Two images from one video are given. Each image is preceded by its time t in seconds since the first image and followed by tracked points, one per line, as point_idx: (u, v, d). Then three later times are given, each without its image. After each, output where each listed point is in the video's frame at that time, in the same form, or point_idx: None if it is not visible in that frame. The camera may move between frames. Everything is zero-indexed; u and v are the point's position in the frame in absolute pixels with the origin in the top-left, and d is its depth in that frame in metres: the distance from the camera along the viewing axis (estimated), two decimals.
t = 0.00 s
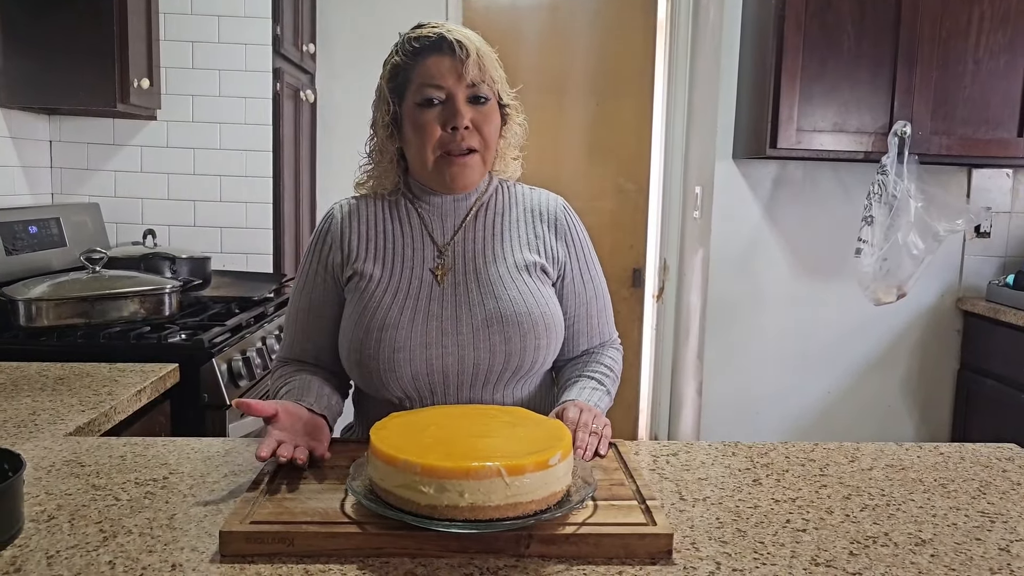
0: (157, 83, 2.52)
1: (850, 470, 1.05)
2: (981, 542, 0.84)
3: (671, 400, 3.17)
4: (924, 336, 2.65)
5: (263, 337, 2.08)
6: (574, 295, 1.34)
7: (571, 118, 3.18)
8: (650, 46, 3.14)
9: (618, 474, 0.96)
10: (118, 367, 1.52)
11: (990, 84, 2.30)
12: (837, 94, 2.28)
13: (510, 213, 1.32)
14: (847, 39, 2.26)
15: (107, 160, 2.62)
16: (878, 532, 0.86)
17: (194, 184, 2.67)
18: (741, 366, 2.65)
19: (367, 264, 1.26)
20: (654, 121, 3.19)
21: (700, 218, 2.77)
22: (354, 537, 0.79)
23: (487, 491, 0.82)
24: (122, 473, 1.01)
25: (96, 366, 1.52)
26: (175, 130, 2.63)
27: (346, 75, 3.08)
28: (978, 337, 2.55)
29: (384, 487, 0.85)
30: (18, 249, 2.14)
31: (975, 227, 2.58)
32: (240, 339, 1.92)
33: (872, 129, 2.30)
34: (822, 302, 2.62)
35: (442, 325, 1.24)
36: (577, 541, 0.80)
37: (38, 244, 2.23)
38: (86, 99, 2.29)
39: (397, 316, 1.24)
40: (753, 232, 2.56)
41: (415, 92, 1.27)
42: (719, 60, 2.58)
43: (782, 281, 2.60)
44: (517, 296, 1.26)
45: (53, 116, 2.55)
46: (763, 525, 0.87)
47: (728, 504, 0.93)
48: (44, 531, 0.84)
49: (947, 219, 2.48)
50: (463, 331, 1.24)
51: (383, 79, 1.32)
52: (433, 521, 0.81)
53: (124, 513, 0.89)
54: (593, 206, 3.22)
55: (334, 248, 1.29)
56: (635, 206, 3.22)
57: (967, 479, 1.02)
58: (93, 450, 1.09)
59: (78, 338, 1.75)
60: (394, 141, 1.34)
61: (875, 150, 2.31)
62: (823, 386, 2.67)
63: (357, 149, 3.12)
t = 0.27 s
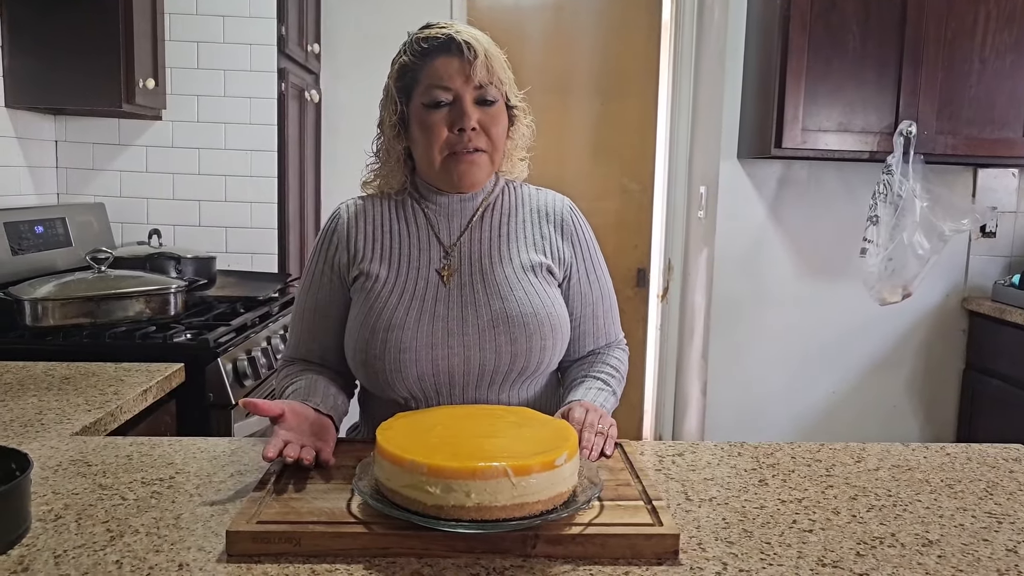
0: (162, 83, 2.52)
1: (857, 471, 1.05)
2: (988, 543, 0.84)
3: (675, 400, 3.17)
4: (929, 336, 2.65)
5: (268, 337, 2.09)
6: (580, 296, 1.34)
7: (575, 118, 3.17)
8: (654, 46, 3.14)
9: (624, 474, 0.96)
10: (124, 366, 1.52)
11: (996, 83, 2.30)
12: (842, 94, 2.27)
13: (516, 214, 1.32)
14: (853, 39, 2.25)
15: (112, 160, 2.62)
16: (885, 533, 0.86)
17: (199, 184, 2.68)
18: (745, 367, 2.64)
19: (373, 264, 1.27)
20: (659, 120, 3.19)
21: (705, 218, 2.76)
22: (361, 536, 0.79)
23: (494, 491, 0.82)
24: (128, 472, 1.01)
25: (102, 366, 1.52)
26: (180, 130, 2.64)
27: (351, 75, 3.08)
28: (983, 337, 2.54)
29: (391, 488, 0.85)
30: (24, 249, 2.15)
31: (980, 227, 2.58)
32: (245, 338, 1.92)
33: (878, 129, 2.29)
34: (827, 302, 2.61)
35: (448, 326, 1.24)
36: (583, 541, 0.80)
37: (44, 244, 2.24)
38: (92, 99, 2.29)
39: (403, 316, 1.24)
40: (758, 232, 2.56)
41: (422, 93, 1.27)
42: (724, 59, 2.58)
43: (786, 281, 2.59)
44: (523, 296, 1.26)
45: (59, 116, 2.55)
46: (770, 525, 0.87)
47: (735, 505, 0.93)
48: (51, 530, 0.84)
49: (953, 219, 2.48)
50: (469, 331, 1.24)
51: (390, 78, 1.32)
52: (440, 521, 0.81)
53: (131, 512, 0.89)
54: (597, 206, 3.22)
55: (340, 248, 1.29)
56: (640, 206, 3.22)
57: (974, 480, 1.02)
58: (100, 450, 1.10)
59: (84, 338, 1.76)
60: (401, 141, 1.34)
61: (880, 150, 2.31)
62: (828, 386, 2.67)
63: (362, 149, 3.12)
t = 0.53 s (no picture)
0: (165, 84, 2.52)
1: (860, 470, 1.05)
2: (991, 542, 0.84)
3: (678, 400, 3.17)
4: (933, 335, 2.64)
5: (271, 336, 2.09)
6: (582, 295, 1.34)
7: (578, 118, 3.17)
8: (657, 46, 3.14)
9: (627, 474, 0.96)
10: (128, 366, 1.53)
11: (1000, 82, 2.29)
12: (845, 93, 2.27)
13: (519, 213, 1.32)
14: (855, 38, 2.25)
15: (115, 160, 2.63)
16: (888, 532, 0.86)
17: (202, 184, 2.68)
18: (748, 366, 2.64)
19: (376, 264, 1.27)
20: (661, 120, 3.18)
21: (707, 217, 2.76)
22: (364, 536, 0.79)
23: (497, 490, 0.82)
24: (132, 472, 1.02)
25: (105, 366, 1.52)
26: (183, 130, 2.64)
27: (354, 75, 3.09)
28: (987, 337, 2.54)
29: (394, 487, 0.85)
30: (28, 249, 2.16)
31: (984, 226, 2.57)
32: (248, 338, 1.93)
33: (880, 128, 2.29)
34: (831, 301, 2.61)
35: (451, 325, 1.24)
36: (586, 540, 0.80)
37: (47, 244, 2.24)
38: (95, 100, 2.29)
39: (406, 316, 1.24)
40: (761, 232, 2.56)
41: (426, 92, 1.28)
42: (727, 58, 2.58)
43: (789, 280, 2.59)
44: (526, 296, 1.26)
45: (62, 117, 2.56)
46: (773, 524, 0.87)
47: (738, 504, 0.93)
48: (55, 530, 0.84)
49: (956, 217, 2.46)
50: (471, 330, 1.24)
51: (395, 78, 1.32)
52: (443, 521, 0.81)
53: (135, 512, 0.89)
54: (600, 205, 3.22)
55: (343, 248, 1.29)
56: (642, 205, 3.22)
57: (978, 479, 1.02)
58: (103, 450, 1.10)
59: (88, 338, 1.76)
60: (404, 141, 1.34)
61: (883, 149, 2.30)
62: (831, 386, 2.66)
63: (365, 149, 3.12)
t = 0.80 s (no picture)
0: (165, 83, 2.52)
1: (860, 469, 1.04)
2: (991, 541, 0.84)
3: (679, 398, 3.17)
4: (933, 333, 2.64)
5: (271, 336, 2.09)
6: (581, 293, 1.34)
7: (578, 116, 3.17)
8: (657, 45, 3.13)
9: (627, 473, 0.96)
10: (128, 366, 1.53)
11: (1000, 80, 2.29)
12: (845, 91, 2.27)
13: (519, 211, 1.32)
14: (856, 36, 2.25)
15: (115, 160, 2.63)
16: (888, 531, 0.86)
17: (203, 184, 2.68)
18: (748, 365, 2.64)
19: (376, 261, 1.27)
20: (661, 118, 3.18)
21: (708, 215, 2.76)
22: (364, 535, 0.79)
23: (497, 490, 0.82)
24: (132, 472, 1.02)
25: (105, 366, 1.52)
26: (183, 130, 2.64)
27: (354, 74, 3.09)
28: (988, 335, 2.54)
29: (394, 487, 0.85)
30: (28, 250, 2.15)
31: (984, 224, 2.57)
32: (248, 338, 1.93)
33: (881, 126, 2.29)
34: (831, 300, 2.61)
35: (450, 322, 1.24)
36: (586, 539, 0.80)
37: (48, 244, 2.24)
38: (95, 99, 2.29)
39: (405, 313, 1.24)
40: (761, 230, 2.56)
41: (426, 88, 1.28)
42: (727, 57, 2.57)
43: (789, 279, 2.59)
44: (525, 293, 1.26)
45: (62, 117, 2.56)
46: (773, 524, 0.87)
47: (738, 503, 0.93)
48: (55, 530, 0.84)
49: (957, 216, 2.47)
50: (470, 327, 1.24)
51: (397, 74, 1.32)
52: (443, 520, 0.81)
53: (134, 512, 0.89)
54: (600, 204, 3.22)
55: (342, 245, 1.29)
56: (643, 204, 3.22)
57: (978, 478, 1.02)
58: (103, 450, 1.10)
59: (88, 338, 1.76)
60: (404, 137, 1.34)
61: (884, 147, 2.30)
62: (831, 384, 2.66)
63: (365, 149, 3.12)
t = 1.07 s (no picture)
0: (165, 83, 2.52)
1: (860, 467, 1.04)
2: (992, 539, 0.84)
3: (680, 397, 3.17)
4: (934, 332, 2.64)
5: (272, 335, 2.09)
6: (582, 290, 1.34)
7: (578, 115, 3.17)
8: (658, 43, 3.13)
9: (626, 471, 0.96)
10: (128, 366, 1.53)
11: (1001, 78, 2.28)
12: (846, 89, 2.27)
13: (520, 206, 1.32)
14: (856, 34, 2.25)
15: (114, 160, 2.63)
16: (888, 529, 0.86)
17: (203, 183, 2.68)
18: (749, 363, 2.64)
19: (377, 254, 1.27)
20: (662, 117, 3.18)
21: (709, 214, 2.76)
22: (363, 534, 0.79)
23: (496, 488, 0.82)
24: (132, 471, 1.02)
25: (106, 365, 1.52)
26: (183, 130, 2.64)
27: (353, 74, 3.08)
28: (990, 333, 2.53)
29: (393, 485, 0.85)
30: (28, 249, 2.16)
31: (985, 221, 2.57)
32: (249, 337, 1.93)
33: (882, 123, 2.29)
34: (831, 297, 2.60)
35: (450, 316, 1.24)
36: (586, 537, 0.79)
37: (48, 244, 2.24)
38: (95, 99, 2.30)
39: (406, 306, 1.24)
40: (762, 228, 2.55)
41: (425, 83, 1.28)
42: (727, 54, 2.57)
43: (790, 277, 2.59)
44: (525, 288, 1.26)
45: (62, 116, 2.56)
46: (773, 522, 0.87)
47: (738, 501, 0.92)
48: (54, 529, 0.84)
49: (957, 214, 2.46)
50: (470, 321, 1.24)
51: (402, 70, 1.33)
52: (442, 519, 0.81)
53: (134, 511, 0.89)
54: (601, 203, 3.21)
55: (344, 238, 1.29)
56: (643, 202, 3.21)
57: (979, 475, 1.02)
58: (103, 449, 1.10)
59: (89, 337, 1.76)
60: (407, 132, 1.36)
61: (884, 145, 2.30)
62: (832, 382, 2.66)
63: (365, 148, 3.12)
